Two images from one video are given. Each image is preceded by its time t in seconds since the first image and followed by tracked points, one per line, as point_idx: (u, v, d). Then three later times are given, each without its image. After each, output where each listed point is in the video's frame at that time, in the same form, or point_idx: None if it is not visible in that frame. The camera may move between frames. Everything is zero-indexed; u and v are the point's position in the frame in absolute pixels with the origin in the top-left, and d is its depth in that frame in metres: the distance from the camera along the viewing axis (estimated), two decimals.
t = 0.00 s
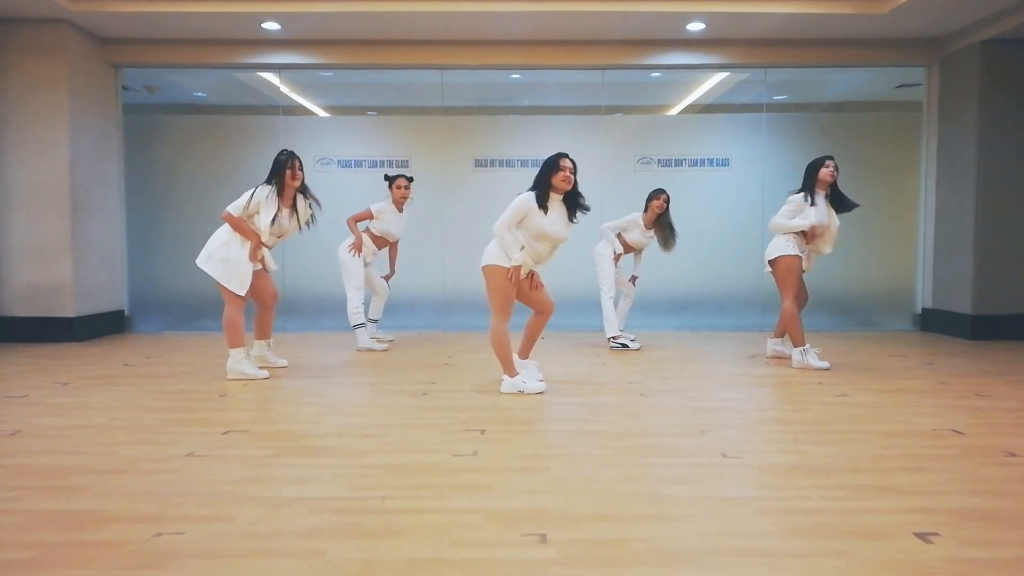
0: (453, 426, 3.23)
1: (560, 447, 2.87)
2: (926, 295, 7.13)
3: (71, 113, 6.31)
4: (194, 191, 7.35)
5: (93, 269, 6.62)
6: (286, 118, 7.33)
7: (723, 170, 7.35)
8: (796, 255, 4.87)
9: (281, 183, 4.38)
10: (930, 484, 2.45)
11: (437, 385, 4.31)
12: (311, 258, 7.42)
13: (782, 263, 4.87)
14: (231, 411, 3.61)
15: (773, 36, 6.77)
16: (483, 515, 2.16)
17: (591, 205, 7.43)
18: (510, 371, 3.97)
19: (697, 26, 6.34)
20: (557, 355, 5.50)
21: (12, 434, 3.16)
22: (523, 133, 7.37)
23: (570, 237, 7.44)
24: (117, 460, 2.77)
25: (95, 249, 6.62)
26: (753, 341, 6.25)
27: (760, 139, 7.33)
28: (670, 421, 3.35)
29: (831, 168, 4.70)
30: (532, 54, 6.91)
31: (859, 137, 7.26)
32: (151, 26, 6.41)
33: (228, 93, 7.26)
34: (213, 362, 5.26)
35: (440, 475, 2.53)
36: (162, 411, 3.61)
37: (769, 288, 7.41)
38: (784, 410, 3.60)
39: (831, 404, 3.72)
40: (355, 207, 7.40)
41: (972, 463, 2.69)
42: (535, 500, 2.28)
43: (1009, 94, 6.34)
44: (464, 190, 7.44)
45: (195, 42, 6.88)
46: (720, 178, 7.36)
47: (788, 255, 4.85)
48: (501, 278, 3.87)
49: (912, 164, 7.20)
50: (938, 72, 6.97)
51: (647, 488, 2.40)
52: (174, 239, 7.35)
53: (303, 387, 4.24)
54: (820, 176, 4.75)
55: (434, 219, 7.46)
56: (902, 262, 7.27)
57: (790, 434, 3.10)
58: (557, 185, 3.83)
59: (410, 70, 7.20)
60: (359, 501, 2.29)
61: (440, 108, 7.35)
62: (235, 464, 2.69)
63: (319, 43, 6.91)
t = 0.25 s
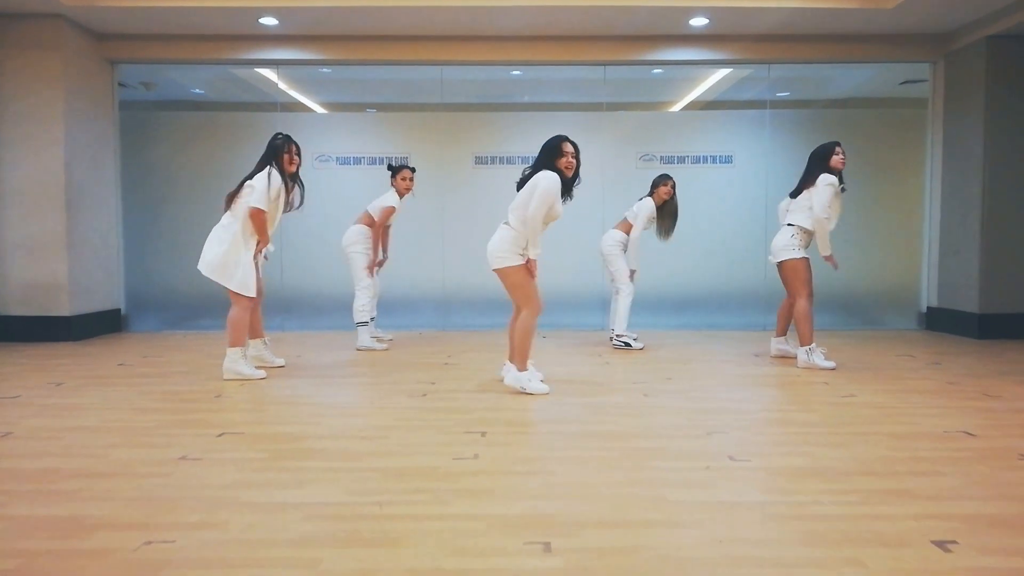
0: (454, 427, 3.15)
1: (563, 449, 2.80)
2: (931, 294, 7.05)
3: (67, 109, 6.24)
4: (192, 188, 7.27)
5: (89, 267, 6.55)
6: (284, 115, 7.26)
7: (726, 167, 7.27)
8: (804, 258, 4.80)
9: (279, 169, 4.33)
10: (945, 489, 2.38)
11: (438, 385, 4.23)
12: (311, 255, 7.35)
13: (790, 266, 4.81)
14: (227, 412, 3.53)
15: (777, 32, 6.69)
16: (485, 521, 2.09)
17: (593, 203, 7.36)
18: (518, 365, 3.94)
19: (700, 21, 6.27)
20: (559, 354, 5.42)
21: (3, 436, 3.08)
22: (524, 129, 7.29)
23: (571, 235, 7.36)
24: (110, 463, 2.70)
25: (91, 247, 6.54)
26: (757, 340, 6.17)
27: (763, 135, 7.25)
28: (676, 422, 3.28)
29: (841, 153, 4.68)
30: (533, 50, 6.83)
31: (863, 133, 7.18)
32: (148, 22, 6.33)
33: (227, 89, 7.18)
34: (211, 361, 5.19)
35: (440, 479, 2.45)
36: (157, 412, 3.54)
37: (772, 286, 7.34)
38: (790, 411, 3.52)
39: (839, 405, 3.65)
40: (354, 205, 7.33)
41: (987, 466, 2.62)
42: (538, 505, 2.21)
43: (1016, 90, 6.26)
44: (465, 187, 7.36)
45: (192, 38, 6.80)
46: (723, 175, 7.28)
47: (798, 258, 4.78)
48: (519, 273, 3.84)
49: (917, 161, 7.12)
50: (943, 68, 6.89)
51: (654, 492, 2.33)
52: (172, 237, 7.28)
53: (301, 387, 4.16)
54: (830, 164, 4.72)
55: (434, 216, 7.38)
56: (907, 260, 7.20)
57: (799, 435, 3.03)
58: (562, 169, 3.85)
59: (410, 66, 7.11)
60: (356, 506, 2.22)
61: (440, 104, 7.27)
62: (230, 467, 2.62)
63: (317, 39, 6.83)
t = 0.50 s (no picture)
0: (451, 438, 3.03)
1: (565, 463, 2.69)
2: (939, 295, 6.92)
3: (58, 108, 6.12)
4: (187, 188, 7.15)
5: (81, 269, 6.43)
6: (280, 114, 7.14)
7: (730, 166, 7.14)
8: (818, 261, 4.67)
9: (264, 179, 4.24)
10: (967, 508, 2.27)
11: (436, 391, 4.11)
12: (309, 256, 7.23)
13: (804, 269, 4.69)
14: (218, 421, 3.41)
15: (781, 28, 6.57)
16: (483, 545, 1.98)
17: (594, 202, 7.24)
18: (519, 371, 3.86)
19: (704, 17, 6.14)
20: (561, 358, 5.31)
21: None
22: (524, 128, 7.17)
23: (572, 235, 7.25)
24: (92, 478, 2.59)
25: (83, 248, 6.43)
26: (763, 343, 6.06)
27: (768, 134, 7.12)
28: (683, 432, 3.16)
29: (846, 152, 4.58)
30: (534, 47, 6.71)
31: (869, 132, 7.06)
32: (141, 18, 6.21)
33: (223, 87, 7.06)
34: (205, 366, 5.07)
35: (435, 497, 2.34)
36: (145, 421, 3.42)
37: (777, 287, 7.22)
38: (800, 419, 3.40)
39: (850, 413, 3.53)
40: (351, 205, 7.21)
41: (1009, 482, 2.50)
42: (540, 526, 2.10)
43: None
44: (464, 187, 7.24)
45: (187, 34, 6.68)
46: (727, 174, 7.16)
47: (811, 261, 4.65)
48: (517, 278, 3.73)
49: (925, 159, 6.99)
50: (951, 66, 6.76)
51: (661, 511, 2.21)
52: (166, 237, 7.16)
53: (296, 394, 4.05)
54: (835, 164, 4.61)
55: (433, 216, 7.26)
56: (914, 261, 7.07)
57: (811, 447, 2.91)
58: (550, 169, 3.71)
59: (408, 64, 7.00)
60: (347, 527, 2.10)
61: (439, 103, 7.15)
62: (217, 483, 2.50)
63: (314, 36, 6.71)
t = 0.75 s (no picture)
0: (447, 452, 2.91)
1: (565, 479, 2.56)
2: (946, 297, 6.80)
3: (47, 107, 6.00)
4: (180, 188, 7.02)
5: (72, 271, 6.31)
6: (275, 112, 7.01)
7: (733, 166, 7.01)
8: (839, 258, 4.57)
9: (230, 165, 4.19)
10: (991, 530, 2.15)
11: (432, 399, 3.99)
12: (304, 257, 7.11)
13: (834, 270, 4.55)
14: (206, 432, 3.29)
15: (786, 24, 6.43)
16: (479, 573, 1.86)
17: (595, 202, 7.11)
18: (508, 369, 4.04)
19: (707, 13, 6.01)
20: (561, 363, 5.19)
21: None
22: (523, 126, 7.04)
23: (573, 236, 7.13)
24: (69, 496, 2.47)
25: (73, 250, 6.30)
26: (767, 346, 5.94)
27: (771, 133, 7.00)
28: (688, 444, 3.04)
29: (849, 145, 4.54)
30: (533, 44, 6.58)
31: (875, 130, 6.93)
32: (132, 15, 6.07)
33: (217, 85, 6.93)
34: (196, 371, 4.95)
35: (429, 518, 2.22)
36: (131, 432, 3.30)
37: (781, 289, 7.09)
38: (809, 430, 3.28)
39: (860, 422, 3.41)
40: (348, 205, 7.09)
41: None
42: (539, 551, 1.98)
43: None
44: (462, 187, 7.12)
45: (179, 31, 6.55)
46: (730, 174, 7.03)
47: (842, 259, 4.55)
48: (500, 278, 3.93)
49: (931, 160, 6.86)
50: (959, 63, 6.63)
51: (668, 535, 2.09)
52: (159, 238, 7.04)
53: (288, 402, 3.92)
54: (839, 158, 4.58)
55: (431, 216, 7.14)
56: (920, 262, 6.95)
57: (822, 462, 2.79)
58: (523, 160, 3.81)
59: (405, 62, 6.87)
60: (335, 553, 1.98)
61: (436, 101, 7.02)
62: (201, 503, 2.38)
63: (309, 33, 6.58)
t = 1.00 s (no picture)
0: (442, 473, 2.74)
1: (568, 506, 2.39)
2: (957, 301, 6.63)
3: (32, 106, 5.82)
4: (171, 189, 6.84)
5: (58, 275, 6.13)
6: (269, 111, 6.83)
7: (738, 167, 6.84)
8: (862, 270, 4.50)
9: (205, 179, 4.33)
10: None
11: (427, 411, 3.82)
12: (299, 260, 6.93)
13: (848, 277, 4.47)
14: (188, 450, 3.11)
15: (794, 22, 6.26)
16: None
17: (597, 204, 6.93)
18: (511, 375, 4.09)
19: (713, 9, 5.84)
20: (561, 371, 5.01)
21: None
22: (524, 126, 6.87)
23: (574, 238, 6.95)
24: (34, 524, 2.29)
25: (60, 253, 6.13)
26: (774, 353, 5.76)
27: (777, 133, 6.82)
28: (696, 463, 2.87)
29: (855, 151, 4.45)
30: (534, 42, 6.40)
31: (884, 131, 6.76)
32: (120, 11, 5.90)
33: (210, 84, 6.75)
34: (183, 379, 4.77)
35: (421, 553, 2.04)
36: (108, 449, 3.13)
37: (787, 293, 6.92)
38: (824, 447, 3.11)
39: (878, 439, 3.24)
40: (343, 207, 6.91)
41: None
42: None
43: None
44: (461, 188, 6.94)
45: (169, 28, 6.37)
46: (735, 175, 6.86)
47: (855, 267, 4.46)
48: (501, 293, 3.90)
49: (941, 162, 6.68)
50: (971, 61, 6.47)
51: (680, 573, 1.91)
52: (149, 240, 6.86)
53: (277, 415, 3.75)
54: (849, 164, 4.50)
55: (428, 218, 6.96)
56: (930, 266, 6.78)
57: (842, 485, 2.62)
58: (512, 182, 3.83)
59: (402, 60, 6.70)
60: None
61: (434, 100, 6.85)
62: (174, 533, 2.21)
63: (303, 30, 6.40)
